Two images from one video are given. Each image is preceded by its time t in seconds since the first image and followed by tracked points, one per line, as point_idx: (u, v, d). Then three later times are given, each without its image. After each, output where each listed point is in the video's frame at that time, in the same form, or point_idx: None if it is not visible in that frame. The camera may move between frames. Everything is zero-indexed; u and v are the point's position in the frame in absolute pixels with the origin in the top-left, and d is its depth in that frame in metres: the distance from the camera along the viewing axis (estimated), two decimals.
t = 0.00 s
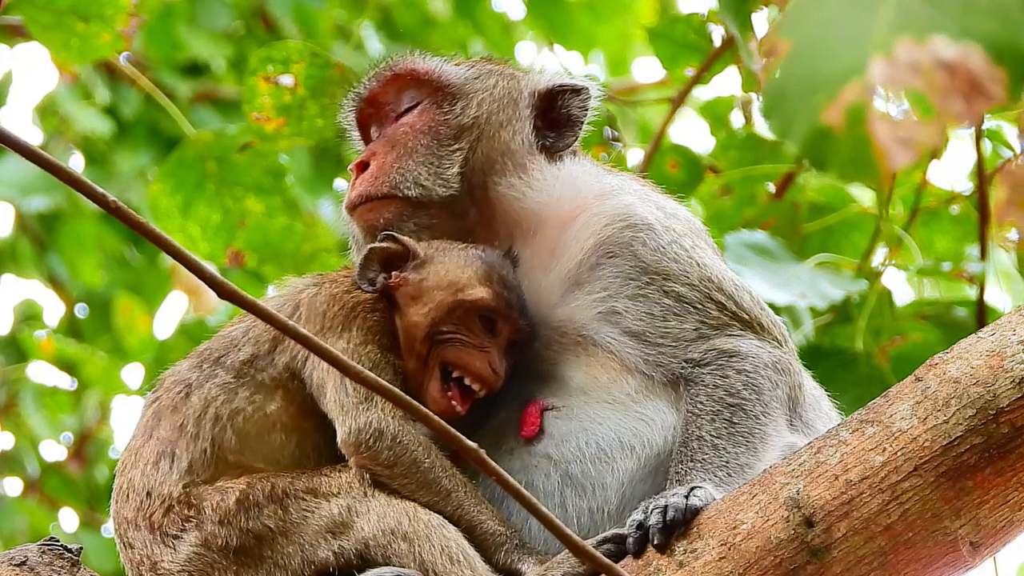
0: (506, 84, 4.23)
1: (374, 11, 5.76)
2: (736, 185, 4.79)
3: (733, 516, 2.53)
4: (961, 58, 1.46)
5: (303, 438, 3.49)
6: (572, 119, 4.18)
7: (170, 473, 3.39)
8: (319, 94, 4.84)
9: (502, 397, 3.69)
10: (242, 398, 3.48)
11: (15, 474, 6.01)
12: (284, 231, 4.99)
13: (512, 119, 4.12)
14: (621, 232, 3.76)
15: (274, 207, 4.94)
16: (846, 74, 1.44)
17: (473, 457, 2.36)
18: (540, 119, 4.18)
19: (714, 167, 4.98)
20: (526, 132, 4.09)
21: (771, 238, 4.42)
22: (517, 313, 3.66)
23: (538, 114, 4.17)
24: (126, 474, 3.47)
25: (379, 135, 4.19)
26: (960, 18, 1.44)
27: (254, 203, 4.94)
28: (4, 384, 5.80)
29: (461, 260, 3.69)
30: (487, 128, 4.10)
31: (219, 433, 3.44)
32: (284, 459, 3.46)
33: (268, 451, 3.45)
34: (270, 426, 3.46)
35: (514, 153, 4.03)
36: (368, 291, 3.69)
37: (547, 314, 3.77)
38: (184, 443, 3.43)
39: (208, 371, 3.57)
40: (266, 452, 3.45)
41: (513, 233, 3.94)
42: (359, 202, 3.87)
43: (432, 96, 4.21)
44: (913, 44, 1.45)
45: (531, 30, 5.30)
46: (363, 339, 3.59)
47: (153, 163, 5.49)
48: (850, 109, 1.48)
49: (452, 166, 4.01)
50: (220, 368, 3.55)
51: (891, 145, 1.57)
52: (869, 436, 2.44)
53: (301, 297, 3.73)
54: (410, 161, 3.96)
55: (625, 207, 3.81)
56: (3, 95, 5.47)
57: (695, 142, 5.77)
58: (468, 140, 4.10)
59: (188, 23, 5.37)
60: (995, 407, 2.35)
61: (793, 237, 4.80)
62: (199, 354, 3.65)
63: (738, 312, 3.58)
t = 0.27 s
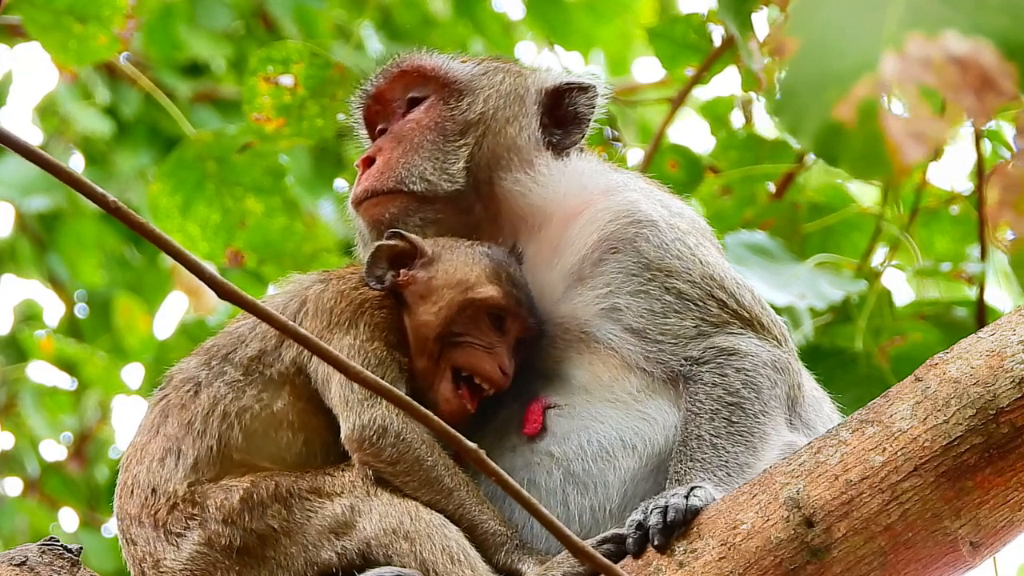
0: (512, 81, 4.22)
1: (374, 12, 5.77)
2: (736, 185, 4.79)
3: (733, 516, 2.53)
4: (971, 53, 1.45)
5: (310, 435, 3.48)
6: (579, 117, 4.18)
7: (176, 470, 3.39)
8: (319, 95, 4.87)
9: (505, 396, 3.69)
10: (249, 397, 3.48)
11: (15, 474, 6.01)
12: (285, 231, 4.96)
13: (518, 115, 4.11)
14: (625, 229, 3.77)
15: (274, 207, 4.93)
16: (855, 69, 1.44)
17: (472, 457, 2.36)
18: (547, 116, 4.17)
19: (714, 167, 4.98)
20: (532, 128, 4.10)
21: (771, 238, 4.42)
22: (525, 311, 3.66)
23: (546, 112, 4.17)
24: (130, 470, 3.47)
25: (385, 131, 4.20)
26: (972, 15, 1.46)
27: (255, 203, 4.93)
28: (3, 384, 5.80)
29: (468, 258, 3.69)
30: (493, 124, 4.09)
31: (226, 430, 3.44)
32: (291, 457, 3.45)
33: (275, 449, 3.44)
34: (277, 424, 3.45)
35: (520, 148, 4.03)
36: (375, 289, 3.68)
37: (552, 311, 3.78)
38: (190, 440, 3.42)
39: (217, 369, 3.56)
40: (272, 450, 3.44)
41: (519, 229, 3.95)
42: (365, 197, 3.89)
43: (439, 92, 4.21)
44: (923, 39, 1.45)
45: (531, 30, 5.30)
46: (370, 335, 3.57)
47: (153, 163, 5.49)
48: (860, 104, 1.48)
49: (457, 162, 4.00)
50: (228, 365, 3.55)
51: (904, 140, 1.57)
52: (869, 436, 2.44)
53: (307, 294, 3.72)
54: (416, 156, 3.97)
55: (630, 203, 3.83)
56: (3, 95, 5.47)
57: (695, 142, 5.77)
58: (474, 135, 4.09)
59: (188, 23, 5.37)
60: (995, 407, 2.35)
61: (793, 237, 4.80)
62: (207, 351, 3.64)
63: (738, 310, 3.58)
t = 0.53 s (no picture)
0: (521, 78, 4.21)
1: (374, 12, 5.77)
2: (736, 186, 4.80)
3: (733, 516, 2.53)
4: (976, 53, 2.01)
5: (312, 436, 3.47)
6: (588, 114, 4.22)
7: (174, 470, 3.38)
8: (319, 94, 4.89)
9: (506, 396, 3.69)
10: (249, 397, 3.47)
11: (15, 475, 6.01)
12: (285, 231, 4.97)
13: (526, 111, 4.12)
14: (631, 225, 3.79)
15: (275, 206, 4.93)
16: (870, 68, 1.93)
17: (472, 457, 2.36)
18: (556, 113, 4.21)
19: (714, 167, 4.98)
20: (539, 125, 4.11)
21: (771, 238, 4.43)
22: (529, 313, 3.67)
23: (554, 110, 4.20)
24: (130, 470, 3.47)
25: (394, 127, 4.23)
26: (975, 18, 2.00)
27: (256, 203, 4.91)
28: (3, 384, 5.81)
29: (472, 261, 3.72)
30: (501, 120, 4.09)
31: (225, 430, 3.42)
32: (292, 457, 3.44)
33: (275, 449, 3.43)
34: (278, 424, 3.44)
35: (528, 145, 4.04)
36: (380, 292, 3.71)
37: (556, 309, 3.78)
38: (189, 440, 3.42)
39: (218, 368, 3.56)
40: (272, 451, 3.43)
41: (526, 226, 3.96)
42: (372, 192, 3.92)
43: (448, 88, 4.22)
44: (930, 38, 1.94)
45: (531, 30, 5.31)
46: (372, 336, 3.57)
47: (153, 163, 5.49)
48: (871, 101, 2.03)
49: (464, 156, 4.01)
50: (230, 363, 3.55)
51: (912, 136, 2.14)
52: (869, 437, 2.44)
53: (310, 293, 3.72)
54: (423, 151, 3.99)
55: (637, 201, 3.86)
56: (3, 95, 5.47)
57: (696, 142, 5.77)
58: (481, 130, 4.09)
59: (188, 23, 5.37)
60: (995, 407, 2.35)
61: (793, 237, 4.78)
62: (208, 349, 3.65)
63: (740, 310, 3.58)
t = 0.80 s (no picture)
0: (531, 75, 4.25)
1: (374, 11, 5.77)
2: (736, 186, 4.80)
3: (733, 516, 2.53)
4: (979, 52, 2.13)
5: (312, 436, 3.47)
6: (598, 112, 4.24)
7: (175, 470, 3.38)
8: (319, 95, 4.88)
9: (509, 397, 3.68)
10: (249, 397, 3.47)
11: (15, 474, 6.01)
12: (285, 231, 4.98)
13: (536, 107, 4.15)
14: (637, 222, 3.79)
15: (276, 205, 4.94)
16: (875, 65, 2.05)
17: (472, 457, 2.36)
18: (566, 110, 4.22)
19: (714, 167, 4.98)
20: (549, 121, 4.14)
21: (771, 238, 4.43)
22: (533, 314, 3.67)
23: (564, 107, 4.21)
24: (131, 469, 3.47)
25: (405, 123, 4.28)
26: (976, 16, 2.12)
27: (257, 201, 4.92)
28: (3, 384, 5.81)
29: (474, 262, 3.74)
30: (510, 115, 4.12)
31: (225, 431, 3.42)
32: (293, 457, 3.44)
33: (275, 449, 3.42)
34: (278, 424, 3.44)
35: (537, 140, 4.08)
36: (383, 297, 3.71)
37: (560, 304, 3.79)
38: (190, 440, 3.42)
39: (218, 368, 3.56)
40: (272, 451, 3.43)
41: (532, 220, 3.98)
42: (381, 186, 3.95)
43: (458, 84, 4.25)
44: (929, 37, 2.06)
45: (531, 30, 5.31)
46: (373, 336, 3.57)
47: (153, 163, 5.49)
48: (873, 98, 2.14)
49: (473, 151, 4.05)
50: (230, 363, 3.56)
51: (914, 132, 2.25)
52: (869, 437, 2.44)
53: (311, 295, 3.72)
54: (432, 145, 4.02)
55: (643, 199, 3.86)
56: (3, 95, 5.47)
57: (696, 142, 5.77)
58: (490, 125, 4.12)
59: (188, 24, 5.37)
60: (995, 407, 2.35)
61: (792, 237, 4.77)
62: (209, 349, 3.65)
63: (742, 308, 3.58)
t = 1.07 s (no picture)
0: (541, 71, 4.25)
1: (374, 11, 5.77)
2: (736, 185, 4.80)
3: (733, 516, 2.53)
4: (981, 50, 1.67)
5: (315, 434, 3.47)
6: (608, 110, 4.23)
7: (176, 469, 3.37)
8: (319, 94, 4.87)
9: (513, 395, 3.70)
10: (253, 396, 3.47)
11: (15, 474, 6.00)
12: (285, 230, 4.99)
13: (544, 104, 4.15)
14: (642, 218, 3.80)
15: (277, 204, 4.95)
16: (875, 65, 1.63)
17: (472, 457, 2.36)
18: (575, 108, 4.23)
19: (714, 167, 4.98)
20: (557, 117, 4.14)
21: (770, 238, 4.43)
22: (540, 311, 3.68)
23: (574, 104, 4.22)
24: (133, 468, 3.47)
25: (415, 118, 4.32)
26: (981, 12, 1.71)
27: (257, 200, 4.92)
28: (3, 383, 5.81)
29: (480, 261, 3.75)
30: (519, 111, 4.13)
31: (228, 430, 3.42)
32: (296, 455, 3.44)
33: (278, 448, 3.43)
34: (281, 422, 3.44)
35: (545, 136, 4.08)
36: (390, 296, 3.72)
37: (566, 300, 3.80)
38: (192, 439, 3.41)
39: (222, 366, 3.56)
40: (275, 449, 3.43)
41: (540, 216, 4.00)
42: (389, 180, 3.99)
43: (467, 80, 4.28)
44: (931, 36, 1.65)
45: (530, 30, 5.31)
46: (376, 335, 3.56)
47: (153, 163, 5.49)
48: (871, 97, 1.68)
49: (480, 146, 4.07)
50: (233, 363, 3.56)
51: (916, 133, 1.79)
52: (869, 437, 2.44)
53: (315, 293, 3.70)
54: (440, 140, 4.05)
55: (650, 196, 3.86)
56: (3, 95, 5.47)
57: (697, 142, 5.77)
58: (499, 120, 4.14)
59: (188, 24, 5.37)
60: (995, 407, 2.35)
61: (792, 236, 4.78)
62: (212, 348, 3.65)
63: (743, 306, 3.58)
